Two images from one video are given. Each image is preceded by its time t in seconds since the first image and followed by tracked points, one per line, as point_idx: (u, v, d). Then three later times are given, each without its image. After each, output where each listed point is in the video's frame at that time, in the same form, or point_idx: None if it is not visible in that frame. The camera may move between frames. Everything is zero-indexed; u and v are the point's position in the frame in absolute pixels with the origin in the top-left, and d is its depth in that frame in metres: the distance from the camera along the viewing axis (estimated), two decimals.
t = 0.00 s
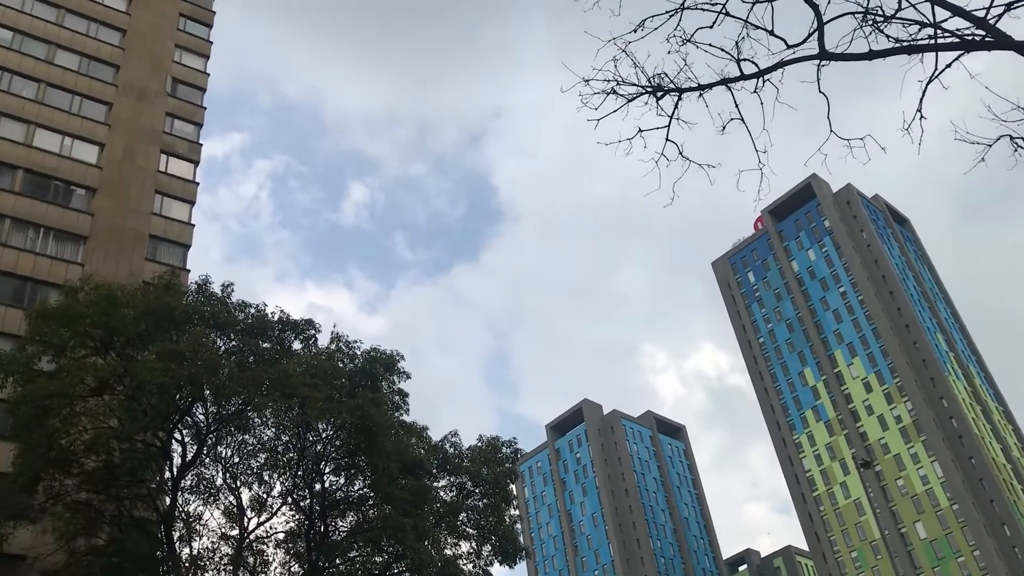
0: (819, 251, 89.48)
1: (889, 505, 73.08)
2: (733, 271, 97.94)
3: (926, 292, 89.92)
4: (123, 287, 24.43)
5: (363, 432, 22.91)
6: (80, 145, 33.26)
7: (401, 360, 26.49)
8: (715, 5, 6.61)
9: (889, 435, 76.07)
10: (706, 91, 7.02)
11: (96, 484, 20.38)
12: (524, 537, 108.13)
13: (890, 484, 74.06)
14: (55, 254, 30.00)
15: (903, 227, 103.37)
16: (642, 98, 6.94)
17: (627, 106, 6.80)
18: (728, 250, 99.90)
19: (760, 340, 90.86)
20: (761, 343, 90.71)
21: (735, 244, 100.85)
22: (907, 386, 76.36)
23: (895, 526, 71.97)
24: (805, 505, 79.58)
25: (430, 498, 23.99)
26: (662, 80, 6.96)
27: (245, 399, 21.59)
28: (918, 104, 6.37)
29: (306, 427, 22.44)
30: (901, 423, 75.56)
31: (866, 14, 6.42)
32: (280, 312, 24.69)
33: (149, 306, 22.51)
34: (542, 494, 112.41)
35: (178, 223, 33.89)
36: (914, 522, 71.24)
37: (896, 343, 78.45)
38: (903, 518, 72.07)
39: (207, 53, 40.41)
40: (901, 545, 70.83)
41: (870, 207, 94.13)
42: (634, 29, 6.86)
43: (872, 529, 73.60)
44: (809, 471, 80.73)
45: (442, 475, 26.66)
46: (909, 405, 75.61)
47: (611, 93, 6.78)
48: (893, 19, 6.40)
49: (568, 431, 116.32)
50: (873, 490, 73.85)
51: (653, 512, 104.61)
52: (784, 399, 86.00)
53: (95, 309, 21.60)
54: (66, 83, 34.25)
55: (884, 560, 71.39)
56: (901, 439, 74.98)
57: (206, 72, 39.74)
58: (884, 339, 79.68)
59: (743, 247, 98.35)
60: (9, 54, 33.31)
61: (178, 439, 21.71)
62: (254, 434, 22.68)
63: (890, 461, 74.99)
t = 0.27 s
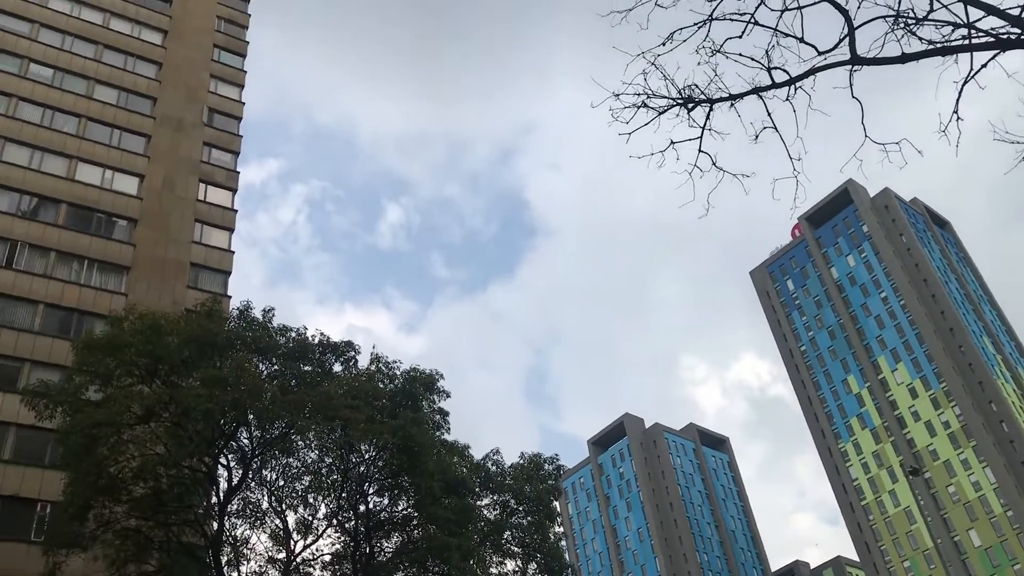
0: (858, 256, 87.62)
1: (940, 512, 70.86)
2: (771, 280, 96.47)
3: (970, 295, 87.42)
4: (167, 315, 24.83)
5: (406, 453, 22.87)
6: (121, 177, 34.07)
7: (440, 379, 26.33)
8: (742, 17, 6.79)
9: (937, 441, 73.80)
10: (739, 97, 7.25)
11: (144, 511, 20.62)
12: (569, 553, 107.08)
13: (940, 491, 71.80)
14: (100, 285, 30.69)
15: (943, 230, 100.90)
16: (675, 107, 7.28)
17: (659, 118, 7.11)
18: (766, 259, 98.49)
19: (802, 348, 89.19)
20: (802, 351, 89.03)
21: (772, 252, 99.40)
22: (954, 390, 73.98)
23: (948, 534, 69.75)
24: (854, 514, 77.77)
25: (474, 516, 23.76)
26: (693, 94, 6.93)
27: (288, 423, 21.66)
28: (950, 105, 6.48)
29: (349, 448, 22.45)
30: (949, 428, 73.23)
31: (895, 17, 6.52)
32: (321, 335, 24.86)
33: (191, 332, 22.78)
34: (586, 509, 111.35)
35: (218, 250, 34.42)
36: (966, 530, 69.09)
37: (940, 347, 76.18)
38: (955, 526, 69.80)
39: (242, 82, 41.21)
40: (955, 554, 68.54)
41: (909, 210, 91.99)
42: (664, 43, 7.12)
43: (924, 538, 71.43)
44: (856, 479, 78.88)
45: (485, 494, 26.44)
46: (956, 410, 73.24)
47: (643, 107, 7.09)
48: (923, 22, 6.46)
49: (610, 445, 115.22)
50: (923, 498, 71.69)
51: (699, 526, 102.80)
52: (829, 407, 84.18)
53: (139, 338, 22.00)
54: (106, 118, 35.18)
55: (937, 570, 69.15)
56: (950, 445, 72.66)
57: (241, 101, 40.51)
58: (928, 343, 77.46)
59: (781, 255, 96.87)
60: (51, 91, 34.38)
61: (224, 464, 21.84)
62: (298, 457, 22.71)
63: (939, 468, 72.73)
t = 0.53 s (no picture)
0: (895, 264, 85.73)
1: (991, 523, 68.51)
2: (808, 290, 94.91)
3: (1013, 300, 84.95)
4: (205, 344, 25.09)
5: (444, 475, 22.70)
6: (157, 209, 34.71)
7: (477, 400, 26.10)
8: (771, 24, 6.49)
9: (985, 450, 71.42)
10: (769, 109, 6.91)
11: (188, 539, 20.88)
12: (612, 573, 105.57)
13: (990, 500, 69.44)
14: (139, 316, 31.19)
15: (982, 235, 98.55)
16: (703, 123, 6.90)
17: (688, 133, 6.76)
18: (801, 269, 97.03)
19: (841, 358, 87.45)
20: (842, 362, 87.27)
21: (808, 261, 97.87)
22: (1000, 397, 71.56)
23: (999, 545, 67.43)
24: (902, 526, 76.00)
25: (515, 537, 23.42)
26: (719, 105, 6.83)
27: (327, 448, 21.61)
28: (990, 109, 6.20)
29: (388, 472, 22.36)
30: (997, 436, 70.81)
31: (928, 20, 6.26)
32: (357, 360, 24.90)
33: (229, 360, 22.98)
34: (627, 528, 109.90)
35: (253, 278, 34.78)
36: (1020, 540, 66.50)
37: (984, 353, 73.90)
38: (1008, 537, 67.42)
39: (273, 112, 41.86)
40: (1008, 565, 66.16)
41: (946, 216, 89.97)
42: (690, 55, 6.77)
43: (975, 550, 69.16)
44: (903, 490, 77.08)
45: (525, 515, 26.11)
46: (1004, 417, 70.79)
47: (671, 122, 6.72)
48: (960, 24, 6.19)
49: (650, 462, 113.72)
50: (973, 508, 69.40)
51: (743, 542, 100.68)
52: (871, 418, 82.28)
53: (179, 368, 22.33)
54: (141, 151, 35.94)
55: None
56: (998, 453, 70.23)
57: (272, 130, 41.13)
58: (971, 350, 75.21)
59: (816, 265, 95.34)
60: (87, 127, 35.26)
61: (264, 491, 21.82)
62: (338, 482, 22.64)
63: (988, 477, 70.33)
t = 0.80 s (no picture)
0: (933, 273, 83.70)
1: None
2: (845, 302, 93.26)
3: None
4: (244, 373, 25.33)
5: (482, 498, 22.47)
6: (193, 241, 35.29)
7: (513, 422, 25.85)
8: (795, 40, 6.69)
9: None
10: (798, 121, 7.08)
11: (230, 568, 20.92)
12: None
13: None
14: (177, 347, 31.63)
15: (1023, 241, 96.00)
16: (732, 136, 7.20)
17: (718, 148, 7.00)
18: (837, 281, 95.44)
19: (881, 370, 85.60)
20: (882, 374, 85.39)
21: (844, 273, 96.22)
22: None
23: None
24: (950, 540, 74.03)
25: (556, 561, 23.02)
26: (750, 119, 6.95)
27: (365, 474, 21.53)
28: None
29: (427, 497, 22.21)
30: None
31: (955, 30, 6.27)
32: (394, 384, 24.90)
33: (267, 389, 23.15)
34: (669, 547, 108.14)
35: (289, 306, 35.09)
36: None
37: None
38: None
39: (305, 141, 42.44)
40: None
41: (984, 223, 87.73)
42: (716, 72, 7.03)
43: None
44: (950, 503, 75.06)
45: (566, 536, 25.69)
46: None
47: (700, 137, 6.95)
48: (987, 32, 6.20)
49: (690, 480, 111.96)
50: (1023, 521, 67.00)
51: (788, 560, 98.32)
52: (914, 430, 80.23)
53: (218, 398, 22.56)
54: (176, 185, 36.65)
55: None
56: None
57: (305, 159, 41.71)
58: (1015, 358, 72.82)
59: (852, 276, 93.67)
60: (124, 163, 36.08)
61: (304, 519, 21.78)
62: (377, 508, 22.55)
63: None
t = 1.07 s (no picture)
0: (974, 282, 81.26)
1: None
2: (884, 314, 91.46)
3: None
4: (283, 399, 25.49)
5: (523, 520, 22.21)
6: (230, 269, 35.81)
7: (552, 442, 25.56)
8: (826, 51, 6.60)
9: None
10: (832, 135, 6.94)
11: None
12: None
13: None
14: (217, 374, 32.01)
15: None
16: (764, 150, 7.14)
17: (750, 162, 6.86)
18: (876, 292, 93.65)
19: (924, 383, 83.59)
20: (925, 386, 83.38)
21: (883, 284, 94.37)
22: None
23: None
24: (1002, 555, 71.53)
25: None
26: (781, 133, 6.89)
27: (405, 497, 21.41)
28: None
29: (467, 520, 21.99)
30: None
31: (990, 36, 6.09)
32: (432, 407, 24.86)
33: (306, 414, 23.24)
34: (713, 566, 106.08)
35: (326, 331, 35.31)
36: None
37: None
38: None
39: (338, 167, 42.94)
40: None
41: None
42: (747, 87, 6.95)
43: None
44: (1000, 518, 72.55)
45: (609, 558, 25.18)
46: None
47: (732, 152, 6.83)
48: None
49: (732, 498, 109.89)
50: None
51: None
52: (961, 443, 77.92)
53: (258, 424, 22.74)
54: (213, 214, 37.28)
55: None
56: None
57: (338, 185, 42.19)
58: None
59: (891, 287, 91.80)
60: (162, 194, 36.83)
61: (345, 544, 21.66)
62: (418, 532, 22.42)
63: None
